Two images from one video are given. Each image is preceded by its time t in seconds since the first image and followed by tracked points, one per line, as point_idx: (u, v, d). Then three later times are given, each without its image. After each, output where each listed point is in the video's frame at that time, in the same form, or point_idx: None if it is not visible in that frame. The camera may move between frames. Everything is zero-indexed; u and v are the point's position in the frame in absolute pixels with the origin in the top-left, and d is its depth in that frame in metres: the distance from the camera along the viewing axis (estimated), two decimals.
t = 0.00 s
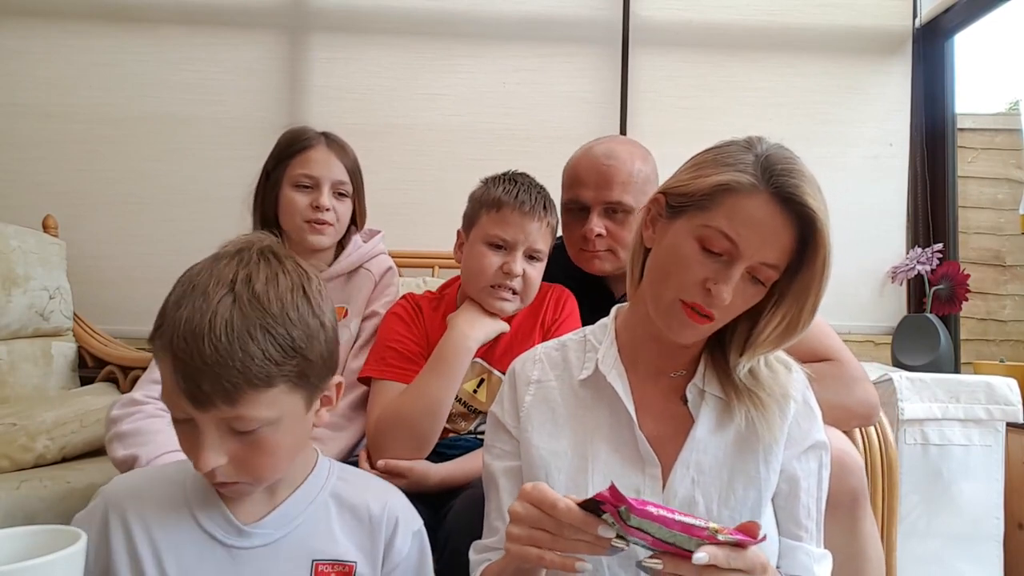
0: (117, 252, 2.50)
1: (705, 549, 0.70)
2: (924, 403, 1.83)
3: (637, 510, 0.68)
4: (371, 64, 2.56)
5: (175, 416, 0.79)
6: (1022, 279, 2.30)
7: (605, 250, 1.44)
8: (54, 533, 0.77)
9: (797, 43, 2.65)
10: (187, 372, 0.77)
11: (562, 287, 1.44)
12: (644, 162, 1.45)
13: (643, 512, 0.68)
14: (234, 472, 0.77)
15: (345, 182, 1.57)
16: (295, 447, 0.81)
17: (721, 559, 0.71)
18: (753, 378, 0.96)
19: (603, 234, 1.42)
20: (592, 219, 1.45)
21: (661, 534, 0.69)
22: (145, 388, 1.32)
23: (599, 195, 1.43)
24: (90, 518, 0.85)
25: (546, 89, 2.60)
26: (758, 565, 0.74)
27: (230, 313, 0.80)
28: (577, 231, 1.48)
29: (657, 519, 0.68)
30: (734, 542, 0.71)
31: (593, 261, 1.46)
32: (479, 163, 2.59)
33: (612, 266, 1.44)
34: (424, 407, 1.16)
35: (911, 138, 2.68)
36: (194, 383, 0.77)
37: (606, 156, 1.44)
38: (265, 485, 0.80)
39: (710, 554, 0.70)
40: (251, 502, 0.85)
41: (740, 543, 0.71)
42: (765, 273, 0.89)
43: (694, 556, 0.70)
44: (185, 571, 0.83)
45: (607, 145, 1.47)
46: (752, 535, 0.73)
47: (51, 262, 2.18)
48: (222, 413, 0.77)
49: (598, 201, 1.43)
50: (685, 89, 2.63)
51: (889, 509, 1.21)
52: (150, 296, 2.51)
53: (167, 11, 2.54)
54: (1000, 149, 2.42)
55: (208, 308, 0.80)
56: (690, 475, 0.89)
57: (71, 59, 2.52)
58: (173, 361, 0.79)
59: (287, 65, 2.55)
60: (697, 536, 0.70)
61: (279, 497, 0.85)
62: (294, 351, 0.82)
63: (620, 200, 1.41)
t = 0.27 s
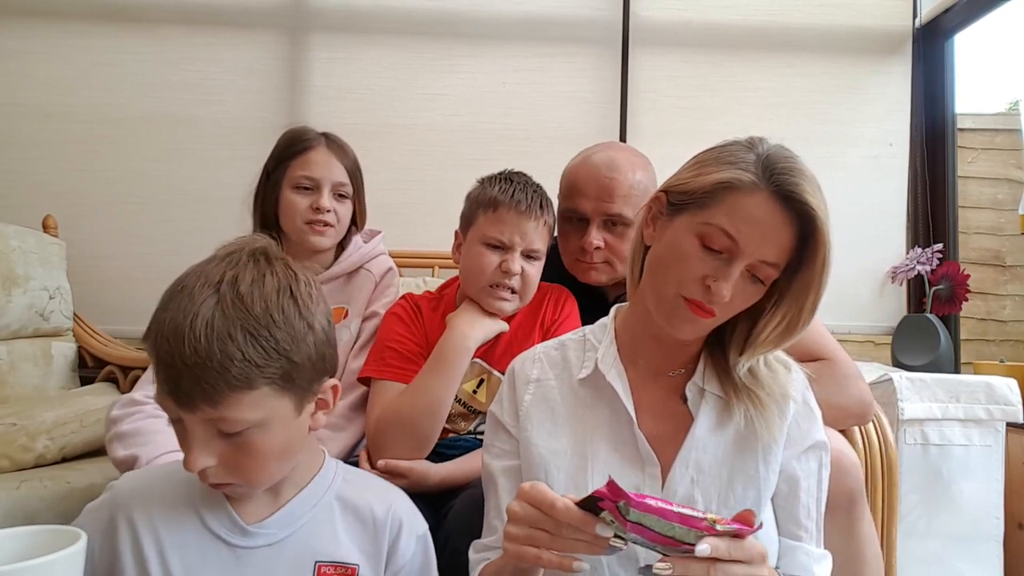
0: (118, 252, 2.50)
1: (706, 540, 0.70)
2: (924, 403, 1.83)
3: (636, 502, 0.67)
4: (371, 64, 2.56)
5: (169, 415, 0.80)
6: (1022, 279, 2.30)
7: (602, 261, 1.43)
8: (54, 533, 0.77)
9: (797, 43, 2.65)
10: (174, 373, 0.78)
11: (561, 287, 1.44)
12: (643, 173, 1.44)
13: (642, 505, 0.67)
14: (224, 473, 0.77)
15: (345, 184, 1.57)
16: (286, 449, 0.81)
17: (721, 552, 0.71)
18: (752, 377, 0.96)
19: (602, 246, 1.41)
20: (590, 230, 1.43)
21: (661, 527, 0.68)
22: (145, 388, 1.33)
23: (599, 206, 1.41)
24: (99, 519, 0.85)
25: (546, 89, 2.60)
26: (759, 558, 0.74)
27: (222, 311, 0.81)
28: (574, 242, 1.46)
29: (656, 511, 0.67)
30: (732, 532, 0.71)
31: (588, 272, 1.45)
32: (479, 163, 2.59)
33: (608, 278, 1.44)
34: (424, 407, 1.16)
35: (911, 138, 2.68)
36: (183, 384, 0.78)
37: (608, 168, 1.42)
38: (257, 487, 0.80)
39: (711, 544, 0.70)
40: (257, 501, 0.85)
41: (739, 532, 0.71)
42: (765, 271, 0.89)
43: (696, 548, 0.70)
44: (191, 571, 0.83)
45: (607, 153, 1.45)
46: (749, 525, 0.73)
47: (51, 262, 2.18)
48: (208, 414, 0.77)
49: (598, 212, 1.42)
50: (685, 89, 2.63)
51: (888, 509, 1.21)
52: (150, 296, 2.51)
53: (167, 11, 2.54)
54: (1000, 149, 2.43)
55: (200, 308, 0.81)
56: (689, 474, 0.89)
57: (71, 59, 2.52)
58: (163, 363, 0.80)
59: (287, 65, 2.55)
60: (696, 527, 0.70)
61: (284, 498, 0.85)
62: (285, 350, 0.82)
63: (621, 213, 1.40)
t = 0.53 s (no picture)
0: (118, 252, 2.50)
1: (702, 550, 0.69)
2: (924, 403, 1.83)
3: (634, 499, 0.68)
4: (372, 64, 2.56)
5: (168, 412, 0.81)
6: (1022, 279, 2.30)
7: (595, 265, 1.42)
8: (54, 533, 0.77)
9: (797, 43, 2.65)
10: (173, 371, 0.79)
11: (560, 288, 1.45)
12: (637, 175, 1.44)
13: (640, 502, 0.68)
14: (223, 472, 0.78)
15: (345, 185, 1.57)
16: (284, 448, 0.81)
17: (718, 560, 0.71)
18: (753, 377, 0.96)
19: (595, 249, 1.40)
20: (584, 233, 1.42)
21: (658, 526, 0.68)
22: (145, 388, 1.33)
23: (592, 209, 1.40)
24: (103, 519, 0.85)
25: (546, 89, 2.60)
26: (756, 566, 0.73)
27: (221, 311, 0.81)
28: (566, 245, 1.45)
29: (653, 510, 0.68)
30: (732, 542, 0.71)
31: (581, 276, 1.44)
32: (479, 163, 2.59)
33: (601, 281, 1.43)
34: (424, 407, 1.16)
35: (911, 138, 2.68)
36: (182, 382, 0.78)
37: (601, 170, 1.41)
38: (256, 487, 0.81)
39: (707, 555, 0.69)
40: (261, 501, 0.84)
41: (739, 543, 0.71)
42: (764, 270, 0.89)
43: (690, 555, 0.69)
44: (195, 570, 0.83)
45: (601, 156, 1.44)
46: (750, 535, 0.74)
47: (51, 262, 2.18)
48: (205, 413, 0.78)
49: (592, 215, 1.41)
50: (685, 89, 2.63)
51: (889, 508, 1.21)
52: (150, 296, 2.51)
53: (167, 11, 2.54)
54: (1000, 149, 2.43)
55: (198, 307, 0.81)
56: (690, 472, 0.89)
57: (71, 59, 2.52)
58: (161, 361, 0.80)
59: (287, 65, 2.54)
60: (694, 531, 0.69)
61: (287, 499, 0.85)
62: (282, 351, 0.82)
63: (615, 216, 1.39)
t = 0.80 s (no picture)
0: (118, 252, 2.50)
1: (700, 547, 0.70)
2: (924, 403, 1.83)
3: (635, 498, 0.68)
4: (372, 64, 2.56)
5: (182, 397, 0.78)
6: (1022, 279, 2.30)
7: (591, 269, 1.42)
8: (54, 533, 0.77)
9: (797, 43, 2.65)
10: (200, 349, 0.77)
11: (558, 287, 1.45)
12: (634, 178, 1.43)
13: (640, 501, 0.68)
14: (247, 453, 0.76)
15: (344, 185, 1.57)
16: (304, 430, 0.81)
17: (717, 558, 0.71)
18: (753, 376, 0.96)
19: (590, 254, 1.40)
20: (579, 237, 1.42)
21: (658, 525, 0.68)
22: (145, 388, 1.33)
23: (587, 212, 1.40)
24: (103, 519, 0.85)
25: (546, 89, 2.60)
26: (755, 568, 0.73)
27: (242, 294, 0.80)
28: (562, 248, 1.45)
29: (654, 510, 0.67)
30: (733, 543, 0.71)
31: (577, 280, 1.44)
32: (479, 163, 2.59)
33: (597, 286, 1.43)
34: (423, 407, 1.16)
35: (911, 138, 2.68)
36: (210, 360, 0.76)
37: (596, 174, 1.41)
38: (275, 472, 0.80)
39: (704, 552, 0.70)
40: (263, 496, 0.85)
41: (740, 543, 0.71)
42: (764, 267, 0.89)
43: (687, 552, 0.69)
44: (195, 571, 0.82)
45: (596, 160, 1.44)
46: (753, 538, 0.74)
47: (51, 262, 2.18)
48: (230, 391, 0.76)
49: (587, 219, 1.41)
50: (685, 89, 2.63)
51: (889, 508, 1.21)
52: (149, 296, 2.51)
53: (167, 11, 2.54)
54: (1000, 149, 2.43)
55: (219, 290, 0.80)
56: (690, 471, 0.89)
57: (71, 59, 2.52)
58: (182, 341, 0.78)
59: (287, 65, 2.54)
60: (695, 531, 0.69)
61: (288, 500, 0.86)
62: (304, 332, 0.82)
63: (610, 219, 1.39)
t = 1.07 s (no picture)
0: (118, 252, 2.50)
1: (700, 540, 0.70)
2: (924, 403, 1.83)
3: (637, 493, 0.68)
4: (371, 64, 2.56)
5: (242, 373, 0.79)
6: (1022, 279, 2.30)
7: (591, 269, 1.42)
8: (53, 533, 0.77)
9: (797, 43, 2.65)
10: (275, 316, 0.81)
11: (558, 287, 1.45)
12: (635, 177, 1.43)
13: (642, 496, 0.68)
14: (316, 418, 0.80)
15: (343, 185, 1.57)
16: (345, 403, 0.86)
17: (718, 553, 0.71)
18: (754, 375, 0.96)
19: (591, 254, 1.41)
20: (579, 237, 1.42)
21: (661, 521, 0.69)
22: (145, 389, 1.33)
23: (587, 212, 1.40)
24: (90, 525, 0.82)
25: (546, 89, 2.60)
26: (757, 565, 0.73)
27: (302, 276, 0.87)
28: (562, 248, 1.45)
29: (656, 504, 0.68)
30: (735, 539, 0.71)
31: (578, 280, 1.44)
32: (479, 163, 2.59)
33: (597, 286, 1.43)
34: (423, 406, 1.16)
35: (911, 138, 2.68)
36: (286, 326, 0.81)
37: (596, 174, 1.40)
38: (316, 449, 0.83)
39: (706, 545, 0.70)
40: (261, 493, 0.85)
41: (742, 539, 0.71)
42: (764, 265, 0.89)
43: (687, 544, 0.70)
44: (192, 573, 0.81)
45: (596, 159, 1.44)
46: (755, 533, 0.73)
47: (51, 262, 2.18)
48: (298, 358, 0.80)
49: (587, 219, 1.41)
50: (685, 89, 2.63)
51: (889, 508, 1.21)
52: (150, 296, 2.51)
53: (167, 11, 2.54)
54: (1000, 149, 2.43)
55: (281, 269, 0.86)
56: (691, 470, 0.89)
57: (71, 59, 2.52)
58: (253, 308, 0.81)
59: (287, 65, 2.54)
60: (699, 527, 0.69)
61: (284, 498, 0.86)
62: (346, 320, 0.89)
63: (611, 219, 1.39)
